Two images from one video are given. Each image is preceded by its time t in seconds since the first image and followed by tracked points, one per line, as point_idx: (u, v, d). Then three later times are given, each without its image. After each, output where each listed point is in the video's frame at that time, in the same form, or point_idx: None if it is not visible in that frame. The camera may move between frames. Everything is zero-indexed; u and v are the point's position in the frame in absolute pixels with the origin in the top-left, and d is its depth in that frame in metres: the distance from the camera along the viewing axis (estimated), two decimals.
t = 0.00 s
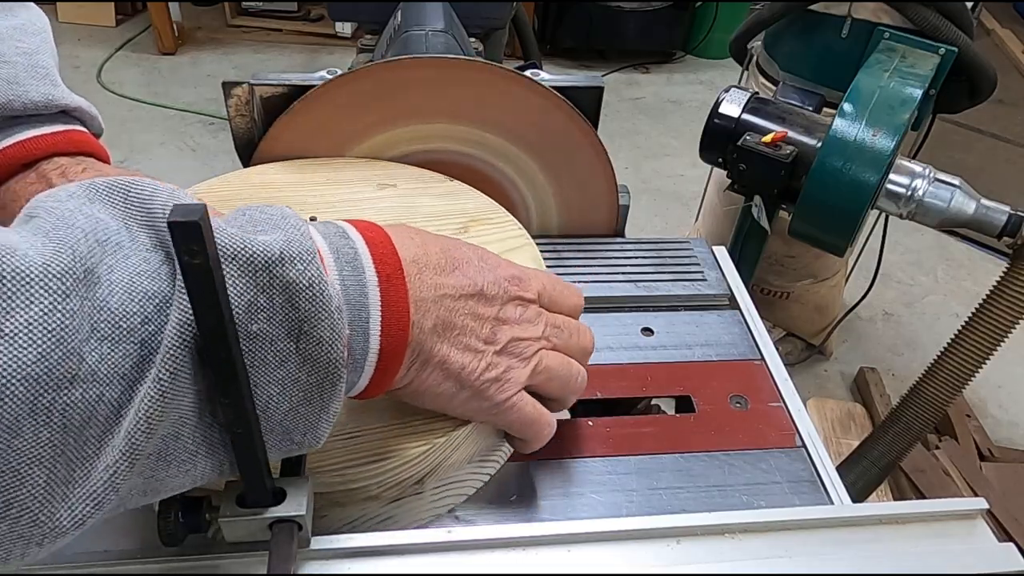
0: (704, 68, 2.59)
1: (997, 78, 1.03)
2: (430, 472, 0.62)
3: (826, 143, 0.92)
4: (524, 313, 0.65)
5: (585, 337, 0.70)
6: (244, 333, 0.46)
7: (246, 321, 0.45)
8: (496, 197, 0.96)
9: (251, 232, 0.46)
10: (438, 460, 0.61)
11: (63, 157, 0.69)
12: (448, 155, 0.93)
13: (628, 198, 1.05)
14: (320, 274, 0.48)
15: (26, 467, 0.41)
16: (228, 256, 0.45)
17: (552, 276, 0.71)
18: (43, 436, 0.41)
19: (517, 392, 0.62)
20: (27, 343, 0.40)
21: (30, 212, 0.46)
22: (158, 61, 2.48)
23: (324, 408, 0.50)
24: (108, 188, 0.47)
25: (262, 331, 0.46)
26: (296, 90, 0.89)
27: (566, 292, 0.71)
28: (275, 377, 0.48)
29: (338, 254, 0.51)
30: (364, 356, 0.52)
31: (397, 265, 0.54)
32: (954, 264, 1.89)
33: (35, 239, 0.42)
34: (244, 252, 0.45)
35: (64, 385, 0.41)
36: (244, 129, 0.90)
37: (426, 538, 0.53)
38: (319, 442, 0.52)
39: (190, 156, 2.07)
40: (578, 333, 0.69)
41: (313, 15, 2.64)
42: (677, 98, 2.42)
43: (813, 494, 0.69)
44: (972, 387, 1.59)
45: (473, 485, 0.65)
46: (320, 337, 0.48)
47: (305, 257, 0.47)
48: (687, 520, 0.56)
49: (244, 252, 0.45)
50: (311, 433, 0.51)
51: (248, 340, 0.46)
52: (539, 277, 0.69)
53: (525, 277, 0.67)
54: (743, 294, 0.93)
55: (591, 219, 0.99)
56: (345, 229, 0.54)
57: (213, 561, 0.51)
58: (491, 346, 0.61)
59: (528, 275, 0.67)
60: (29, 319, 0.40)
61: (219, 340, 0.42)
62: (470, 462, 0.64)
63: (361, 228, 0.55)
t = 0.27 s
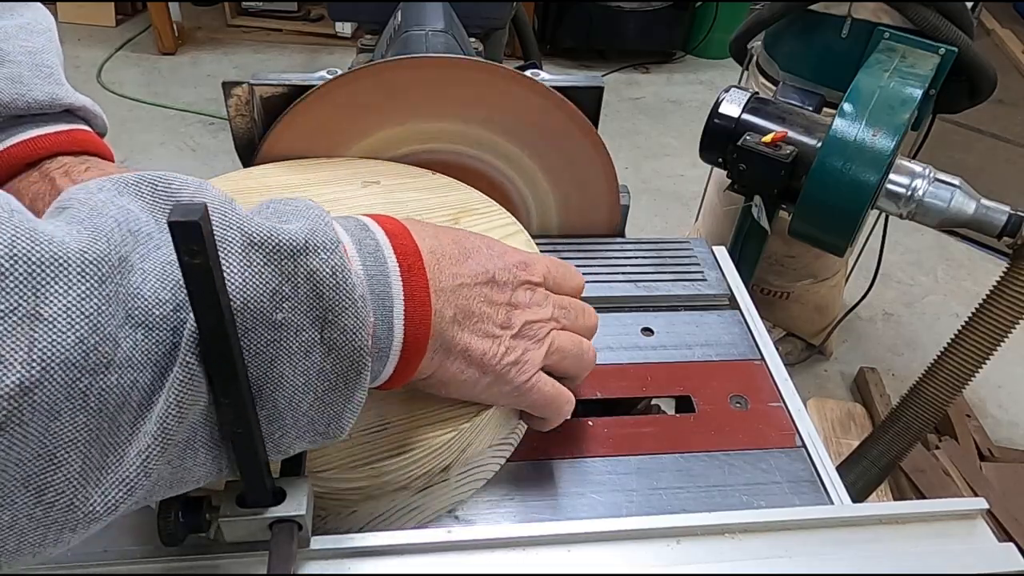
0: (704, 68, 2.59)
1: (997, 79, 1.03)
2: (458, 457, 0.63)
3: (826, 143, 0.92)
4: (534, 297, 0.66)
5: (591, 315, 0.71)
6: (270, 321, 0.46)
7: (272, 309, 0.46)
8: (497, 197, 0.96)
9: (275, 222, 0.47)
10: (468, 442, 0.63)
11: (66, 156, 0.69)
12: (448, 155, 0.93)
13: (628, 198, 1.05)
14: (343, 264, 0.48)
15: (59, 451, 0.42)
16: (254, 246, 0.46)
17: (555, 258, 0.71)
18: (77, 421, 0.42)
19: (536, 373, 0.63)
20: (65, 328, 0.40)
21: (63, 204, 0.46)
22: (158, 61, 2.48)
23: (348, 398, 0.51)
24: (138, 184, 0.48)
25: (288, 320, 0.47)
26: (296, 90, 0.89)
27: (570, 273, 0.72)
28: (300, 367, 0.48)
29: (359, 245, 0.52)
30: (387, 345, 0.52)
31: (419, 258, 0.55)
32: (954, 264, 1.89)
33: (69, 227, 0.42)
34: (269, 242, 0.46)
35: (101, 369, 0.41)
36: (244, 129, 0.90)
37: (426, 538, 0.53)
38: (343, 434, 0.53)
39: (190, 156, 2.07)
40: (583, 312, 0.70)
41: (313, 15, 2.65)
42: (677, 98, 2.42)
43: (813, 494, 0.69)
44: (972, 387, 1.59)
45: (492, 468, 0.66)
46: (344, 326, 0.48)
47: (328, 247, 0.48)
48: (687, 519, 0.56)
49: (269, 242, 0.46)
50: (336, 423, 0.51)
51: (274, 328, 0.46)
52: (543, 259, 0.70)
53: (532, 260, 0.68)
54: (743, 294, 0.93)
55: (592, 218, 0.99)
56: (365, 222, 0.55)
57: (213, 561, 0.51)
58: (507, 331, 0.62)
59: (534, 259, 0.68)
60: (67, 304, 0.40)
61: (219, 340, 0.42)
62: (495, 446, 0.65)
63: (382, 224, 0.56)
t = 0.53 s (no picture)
0: (704, 68, 2.59)
1: (997, 79, 1.03)
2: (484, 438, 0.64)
3: (826, 143, 0.92)
4: (541, 278, 0.67)
5: (591, 293, 0.73)
6: (295, 305, 0.46)
7: (297, 293, 0.46)
8: (498, 197, 0.96)
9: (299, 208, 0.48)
10: (495, 421, 0.64)
11: (64, 157, 0.69)
12: (448, 155, 0.93)
13: (628, 198, 1.05)
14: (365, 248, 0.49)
15: (92, 429, 0.42)
16: (278, 231, 0.46)
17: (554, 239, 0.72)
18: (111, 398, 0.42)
19: (550, 350, 0.65)
20: (101, 308, 0.41)
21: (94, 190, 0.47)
22: (158, 61, 2.48)
23: (370, 382, 0.51)
24: (167, 172, 0.49)
25: (313, 303, 0.47)
26: (296, 90, 0.89)
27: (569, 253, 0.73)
28: (325, 351, 0.48)
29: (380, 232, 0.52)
30: (410, 331, 0.52)
31: (437, 245, 0.55)
32: (954, 264, 1.89)
33: (103, 211, 0.43)
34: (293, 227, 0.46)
35: (135, 349, 0.42)
36: (244, 129, 0.91)
37: (426, 538, 0.53)
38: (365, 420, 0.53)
39: (190, 156, 2.07)
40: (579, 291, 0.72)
41: (313, 15, 2.65)
42: (677, 98, 2.42)
43: (813, 494, 0.69)
44: (972, 387, 1.59)
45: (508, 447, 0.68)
46: (367, 310, 0.49)
47: (350, 232, 0.48)
48: (687, 519, 0.56)
49: (293, 227, 0.46)
50: (359, 407, 0.51)
51: (299, 312, 0.47)
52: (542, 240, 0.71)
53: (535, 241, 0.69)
54: (743, 293, 0.93)
55: (592, 219, 0.99)
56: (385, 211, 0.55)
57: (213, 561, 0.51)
58: (521, 314, 0.62)
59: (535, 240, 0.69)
60: (104, 284, 0.41)
61: (218, 340, 0.42)
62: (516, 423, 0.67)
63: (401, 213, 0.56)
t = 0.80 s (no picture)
0: (704, 68, 2.59)
1: (997, 79, 1.03)
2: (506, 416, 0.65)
3: (826, 143, 0.92)
4: (547, 259, 0.67)
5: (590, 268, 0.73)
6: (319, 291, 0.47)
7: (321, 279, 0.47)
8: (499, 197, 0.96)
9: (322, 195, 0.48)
10: (513, 403, 0.65)
11: (64, 156, 0.69)
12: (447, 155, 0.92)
13: (628, 198, 1.05)
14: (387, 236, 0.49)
15: (122, 405, 0.43)
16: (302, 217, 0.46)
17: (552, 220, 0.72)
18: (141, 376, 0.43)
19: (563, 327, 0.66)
20: (136, 289, 0.42)
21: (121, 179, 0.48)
22: (158, 61, 2.48)
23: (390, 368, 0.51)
24: (194, 162, 0.50)
25: (336, 289, 0.47)
26: (296, 89, 0.89)
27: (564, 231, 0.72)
28: (347, 337, 0.49)
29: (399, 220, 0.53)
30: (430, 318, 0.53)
31: (457, 232, 0.55)
32: (954, 264, 1.89)
33: (135, 198, 0.44)
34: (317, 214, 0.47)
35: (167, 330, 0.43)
36: (244, 129, 0.90)
37: (425, 537, 0.53)
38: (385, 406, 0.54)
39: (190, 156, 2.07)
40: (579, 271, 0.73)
41: (313, 15, 2.65)
42: (677, 98, 2.42)
43: (813, 494, 0.69)
44: (972, 387, 1.59)
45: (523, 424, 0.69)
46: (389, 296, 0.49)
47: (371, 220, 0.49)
48: (687, 519, 0.56)
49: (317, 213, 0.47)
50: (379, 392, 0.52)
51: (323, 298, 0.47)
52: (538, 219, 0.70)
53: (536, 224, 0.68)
54: (743, 293, 0.93)
55: (591, 219, 0.99)
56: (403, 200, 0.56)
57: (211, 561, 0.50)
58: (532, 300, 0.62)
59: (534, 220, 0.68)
60: (138, 267, 0.42)
61: (218, 339, 0.42)
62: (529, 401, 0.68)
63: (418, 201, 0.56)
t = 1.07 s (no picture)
0: (704, 68, 2.59)
1: (997, 79, 1.03)
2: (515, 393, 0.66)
3: (826, 143, 0.92)
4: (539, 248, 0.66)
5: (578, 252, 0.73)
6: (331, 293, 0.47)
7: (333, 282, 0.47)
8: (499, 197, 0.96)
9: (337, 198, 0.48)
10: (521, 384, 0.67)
11: (56, 161, 0.69)
12: (447, 155, 0.93)
13: (628, 199, 1.05)
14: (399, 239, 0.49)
15: (98, 450, 0.42)
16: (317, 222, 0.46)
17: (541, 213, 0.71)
18: (120, 416, 0.42)
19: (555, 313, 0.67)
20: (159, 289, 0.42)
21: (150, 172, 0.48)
22: (158, 61, 2.48)
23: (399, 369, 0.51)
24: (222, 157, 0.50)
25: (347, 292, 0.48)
26: (296, 90, 0.89)
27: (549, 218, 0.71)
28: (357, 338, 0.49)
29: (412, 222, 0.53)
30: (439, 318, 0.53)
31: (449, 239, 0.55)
32: (954, 264, 1.89)
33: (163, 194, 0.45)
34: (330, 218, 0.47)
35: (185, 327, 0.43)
36: (244, 129, 0.90)
37: (426, 537, 0.53)
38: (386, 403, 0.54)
39: (190, 156, 2.07)
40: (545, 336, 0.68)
41: (313, 15, 2.65)
42: (678, 98, 2.42)
43: (813, 494, 0.69)
44: (973, 386, 1.58)
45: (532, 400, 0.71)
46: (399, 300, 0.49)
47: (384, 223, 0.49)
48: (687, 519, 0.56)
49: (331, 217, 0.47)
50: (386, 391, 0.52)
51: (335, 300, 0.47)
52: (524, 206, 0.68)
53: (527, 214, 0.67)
54: (743, 293, 0.93)
55: (591, 220, 0.99)
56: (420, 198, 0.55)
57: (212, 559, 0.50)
58: (436, 388, 0.58)
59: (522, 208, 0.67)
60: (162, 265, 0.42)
61: (218, 340, 0.42)
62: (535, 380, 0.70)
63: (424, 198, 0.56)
